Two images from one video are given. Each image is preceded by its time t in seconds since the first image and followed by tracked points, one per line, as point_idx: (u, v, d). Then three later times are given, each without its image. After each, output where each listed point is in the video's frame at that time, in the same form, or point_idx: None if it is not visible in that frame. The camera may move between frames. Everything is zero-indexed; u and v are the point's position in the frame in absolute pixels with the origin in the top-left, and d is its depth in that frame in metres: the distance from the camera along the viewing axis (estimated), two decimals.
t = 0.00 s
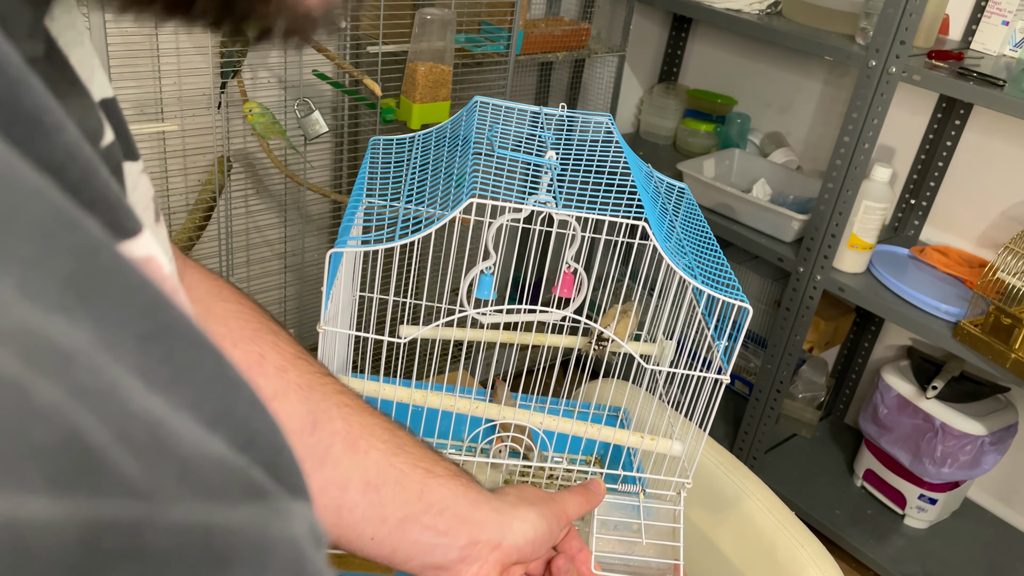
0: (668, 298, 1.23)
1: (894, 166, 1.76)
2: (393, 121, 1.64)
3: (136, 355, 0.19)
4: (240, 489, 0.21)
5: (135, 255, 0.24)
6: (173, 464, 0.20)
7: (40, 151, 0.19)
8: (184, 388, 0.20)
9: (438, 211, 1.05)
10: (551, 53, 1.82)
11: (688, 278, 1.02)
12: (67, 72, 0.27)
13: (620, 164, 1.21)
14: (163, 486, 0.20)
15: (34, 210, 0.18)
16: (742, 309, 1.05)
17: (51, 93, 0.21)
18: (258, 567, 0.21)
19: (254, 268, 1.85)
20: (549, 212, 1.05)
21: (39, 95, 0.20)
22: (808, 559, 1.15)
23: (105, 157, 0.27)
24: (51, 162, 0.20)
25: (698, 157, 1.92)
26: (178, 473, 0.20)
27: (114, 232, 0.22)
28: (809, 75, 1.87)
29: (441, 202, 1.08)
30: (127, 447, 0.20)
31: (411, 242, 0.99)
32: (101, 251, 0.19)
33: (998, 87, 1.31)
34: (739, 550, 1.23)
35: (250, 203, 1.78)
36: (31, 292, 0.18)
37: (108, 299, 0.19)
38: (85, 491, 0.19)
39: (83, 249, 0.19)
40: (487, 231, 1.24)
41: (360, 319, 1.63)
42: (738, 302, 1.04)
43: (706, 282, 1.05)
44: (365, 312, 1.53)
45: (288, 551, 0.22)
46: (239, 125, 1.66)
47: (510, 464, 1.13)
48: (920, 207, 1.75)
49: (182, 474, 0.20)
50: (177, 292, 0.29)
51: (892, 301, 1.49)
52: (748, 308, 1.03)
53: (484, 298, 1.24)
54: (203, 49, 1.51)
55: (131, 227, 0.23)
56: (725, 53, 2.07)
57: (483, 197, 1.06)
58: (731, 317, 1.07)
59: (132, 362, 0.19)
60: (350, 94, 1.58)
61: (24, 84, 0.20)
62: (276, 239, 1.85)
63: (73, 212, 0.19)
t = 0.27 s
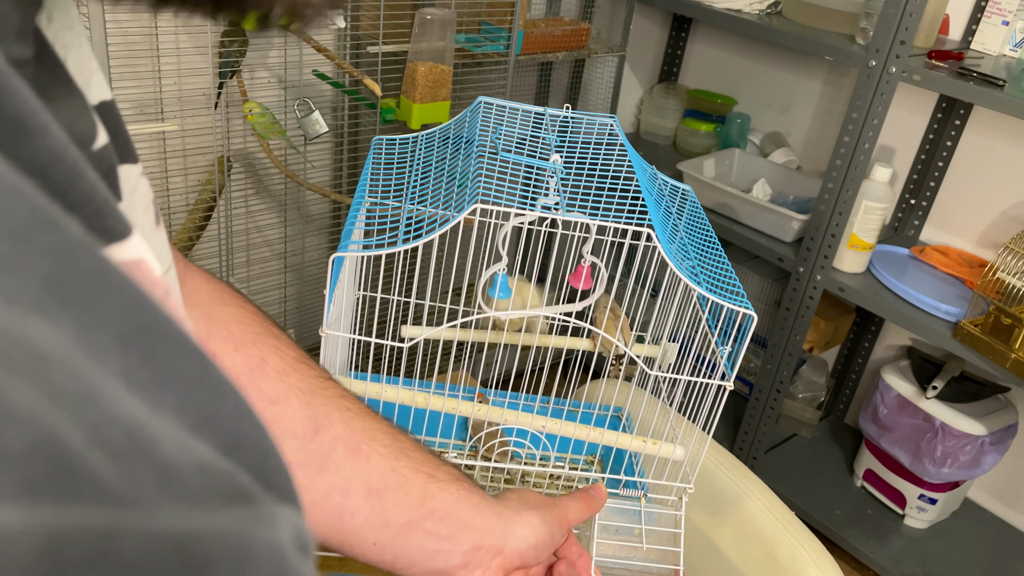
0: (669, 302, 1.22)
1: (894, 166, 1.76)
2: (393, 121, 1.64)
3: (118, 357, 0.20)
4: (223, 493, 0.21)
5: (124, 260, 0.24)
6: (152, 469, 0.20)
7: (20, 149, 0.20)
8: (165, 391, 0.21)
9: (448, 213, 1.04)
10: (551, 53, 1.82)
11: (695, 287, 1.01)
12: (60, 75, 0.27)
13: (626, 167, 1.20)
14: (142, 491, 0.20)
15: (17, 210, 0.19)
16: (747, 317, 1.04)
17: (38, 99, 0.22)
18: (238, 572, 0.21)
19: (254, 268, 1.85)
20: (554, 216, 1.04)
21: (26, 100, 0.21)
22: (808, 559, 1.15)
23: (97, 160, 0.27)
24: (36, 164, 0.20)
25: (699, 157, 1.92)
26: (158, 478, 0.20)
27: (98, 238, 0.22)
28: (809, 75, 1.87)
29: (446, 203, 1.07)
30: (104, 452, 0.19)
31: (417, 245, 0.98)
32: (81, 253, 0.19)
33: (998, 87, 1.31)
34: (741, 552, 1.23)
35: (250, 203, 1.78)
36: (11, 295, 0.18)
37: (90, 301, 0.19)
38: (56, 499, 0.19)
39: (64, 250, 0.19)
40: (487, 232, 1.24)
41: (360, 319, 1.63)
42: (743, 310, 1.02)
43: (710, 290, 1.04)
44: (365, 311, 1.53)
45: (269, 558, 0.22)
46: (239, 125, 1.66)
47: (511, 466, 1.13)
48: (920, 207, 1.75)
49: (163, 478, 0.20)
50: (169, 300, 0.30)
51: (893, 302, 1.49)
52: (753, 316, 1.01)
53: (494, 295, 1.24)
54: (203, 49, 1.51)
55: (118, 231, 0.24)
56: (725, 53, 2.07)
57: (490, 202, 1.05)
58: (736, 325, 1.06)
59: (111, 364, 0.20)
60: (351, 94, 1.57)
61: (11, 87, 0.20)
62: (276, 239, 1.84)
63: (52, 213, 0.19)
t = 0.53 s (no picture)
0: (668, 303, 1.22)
1: (894, 166, 1.76)
2: (393, 121, 1.64)
3: (117, 356, 0.20)
4: (224, 491, 0.22)
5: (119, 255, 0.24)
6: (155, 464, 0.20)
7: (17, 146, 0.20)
8: (163, 389, 0.21)
9: (447, 212, 1.04)
10: (551, 53, 1.82)
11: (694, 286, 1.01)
12: (57, 75, 0.27)
13: (625, 167, 1.20)
14: (146, 486, 0.20)
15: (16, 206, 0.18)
16: (747, 316, 1.04)
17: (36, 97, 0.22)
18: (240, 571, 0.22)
19: (254, 268, 1.86)
20: (553, 216, 1.04)
21: (22, 96, 0.20)
22: (808, 559, 1.15)
23: (94, 160, 0.27)
24: (33, 163, 0.20)
25: (699, 157, 1.92)
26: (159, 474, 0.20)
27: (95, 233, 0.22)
28: (809, 75, 1.87)
29: (445, 203, 1.07)
30: (107, 449, 0.20)
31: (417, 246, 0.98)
32: (78, 250, 0.19)
33: (998, 87, 1.31)
34: (740, 551, 1.23)
35: (250, 203, 1.78)
36: (12, 290, 0.18)
37: (88, 298, 0.19)
38: (59, 497, 0.19)
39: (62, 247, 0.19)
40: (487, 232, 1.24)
41: (360, 320, 1.63)
42: (743, 309, 1.02)
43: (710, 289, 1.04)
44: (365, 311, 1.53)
45: (271, 555, 0.22)
46: (239, 125, 1.66)
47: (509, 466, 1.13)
48: (920, 207, 1.75)
49: (164, 476, 0.20)
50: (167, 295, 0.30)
51: (893, 301, 1.48)
52: (752, 315, 1.01)
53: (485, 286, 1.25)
54: (203, 49, 1.51)
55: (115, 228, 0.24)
56: (725, 54, 2.07)
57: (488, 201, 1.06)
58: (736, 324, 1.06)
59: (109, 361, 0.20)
60: (351, 94, 1.57)
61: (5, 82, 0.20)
62: (276, 239, 1.85)
63: (53, 210, 0.19)
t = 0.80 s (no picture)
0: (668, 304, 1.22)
1: (894, 166, 1.76)
2: (393, 121, 1.64)
3: (138, 353, 0.20)
4: (243, 486, 0.22)
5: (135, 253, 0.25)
6: (180, 459, 0.21)
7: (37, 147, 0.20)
8: (182, 386, 0.21)
9: (449, 213, 1.03)
10: (551, 53, 1.82)
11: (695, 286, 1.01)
12: (64, 77, 0.27)
13: (626, 166, 1.20)
14: (170, 480, 0.21)
15: (43, 209, 0.19)
16: (747, 317, 1.04)
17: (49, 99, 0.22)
18: (266, 568, 0.22)
19: (254, 268, 1.86)
20: (555, 217, 1.04)
21: (40, 101, 0.21)
22: (808, 559, 1.15)
23: (102, 161, 0.27)
24: (50, 162, 0.21)
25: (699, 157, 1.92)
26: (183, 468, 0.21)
27: (119, 234, 0.23)
28: (809, 75, 1.87)
29: (446, 203, 1.07)
30: (134, 442, 0.20)
31: (417, 245, 0.98)
32: (102, 251, 0.20)
33: (998, 87, 1.31)
34: (740, 550, 1.23)
35: (250, 203, 1.78)
36: (43, 291, 0.19)
37: (111, 298, 0.20)
38: (91, 488, 0.20)
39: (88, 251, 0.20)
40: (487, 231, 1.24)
41: (360, 320, 1.63)
42: (743, 310, 1.02)
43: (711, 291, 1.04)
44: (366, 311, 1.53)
45: (293, 549, 0.23)
46: (239, 125, 1.66)
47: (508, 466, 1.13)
48: (920, 207, 1.75)
49: (186, 470, 0.21)
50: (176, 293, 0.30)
51: (893, 302, 1.48)
52: (753, 316, 1.01)
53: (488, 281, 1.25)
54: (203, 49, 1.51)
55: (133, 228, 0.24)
56: (725, 54, 2.07)
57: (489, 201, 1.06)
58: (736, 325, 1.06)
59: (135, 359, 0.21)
60: (351, 94, 1.57)
61: (22, 88, 0.20)
62: (276, 239, 1.85)
63: (77, 210, 0.20)
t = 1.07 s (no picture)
0: (668, 303, 1.22)
1: (894, 166, 1.76)
2: (393, 121, 1.64)
3: (168, 354, 0.19)
4: (269, 485, 0.20)
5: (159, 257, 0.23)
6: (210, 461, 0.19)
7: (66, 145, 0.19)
8: (212, 386, 0.20)
9: (448, 212, 1.03)
10: (551, 53, 1.82)
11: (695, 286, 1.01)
12: (82, 80, 0.27)
13: (626, 166, 1.20)
14: (201, 484, 0.19)
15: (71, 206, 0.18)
16: (747, 317, 1.04)
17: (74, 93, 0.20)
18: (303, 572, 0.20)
19: (254, 268, 1.86)
20: (554, 217, 1.04)
21: (67, 100, 0.19)
22: (807, 559, 1.15)
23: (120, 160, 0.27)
24: (80, 162, 0.19)
25: (698, 157, 1.92)
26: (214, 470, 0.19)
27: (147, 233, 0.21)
28: (809, 75, 1.87)
29: (446, 203, 1.07)
30: (171, 442, 0.19)
31: (417, 245, 0.98)
32: (134, 252, 0.19)
33: (998, 87, 1.31)
34: (740, 549, 1.23)
35: (250, 203, 1.79)
36: (72, 289, 0.18)
37: (139, 297, 0.19)
38: (133, 484, 0.18)
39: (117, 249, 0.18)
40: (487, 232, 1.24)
41: (360, 320, 1.63)
42: (743, 310, 1.02)
43: (711, 290, 1.04)
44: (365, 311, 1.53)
45: (327, 552, 0.21)
46: (239, 125, 1.66)
47: (508, 466, 1.12)
48: (920, 207, 1.75)
49: (219, 471, 0.19)
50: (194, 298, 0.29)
51: (893, 302, 1.48)
52: (753, 316, 1.01)
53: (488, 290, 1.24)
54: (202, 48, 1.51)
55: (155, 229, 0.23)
56: (725, 54, 2.07)
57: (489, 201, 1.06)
58: (736, 325, 1.06)
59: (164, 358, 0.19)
60: (350, 94, 1.57)
61: (52, 87, 0.19)
62: (276, 239, 1.85)
63: (109, 210, 0.19)
